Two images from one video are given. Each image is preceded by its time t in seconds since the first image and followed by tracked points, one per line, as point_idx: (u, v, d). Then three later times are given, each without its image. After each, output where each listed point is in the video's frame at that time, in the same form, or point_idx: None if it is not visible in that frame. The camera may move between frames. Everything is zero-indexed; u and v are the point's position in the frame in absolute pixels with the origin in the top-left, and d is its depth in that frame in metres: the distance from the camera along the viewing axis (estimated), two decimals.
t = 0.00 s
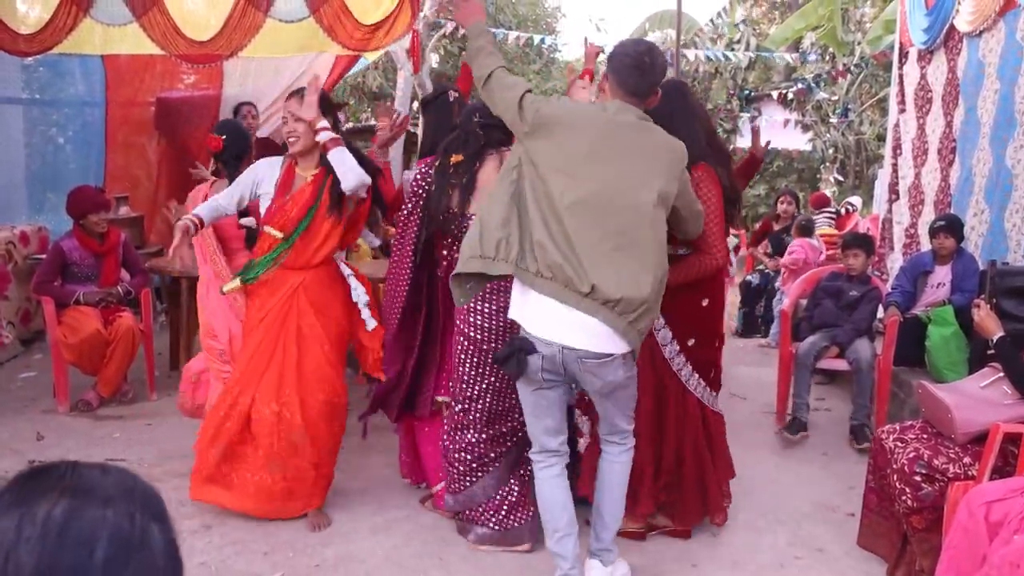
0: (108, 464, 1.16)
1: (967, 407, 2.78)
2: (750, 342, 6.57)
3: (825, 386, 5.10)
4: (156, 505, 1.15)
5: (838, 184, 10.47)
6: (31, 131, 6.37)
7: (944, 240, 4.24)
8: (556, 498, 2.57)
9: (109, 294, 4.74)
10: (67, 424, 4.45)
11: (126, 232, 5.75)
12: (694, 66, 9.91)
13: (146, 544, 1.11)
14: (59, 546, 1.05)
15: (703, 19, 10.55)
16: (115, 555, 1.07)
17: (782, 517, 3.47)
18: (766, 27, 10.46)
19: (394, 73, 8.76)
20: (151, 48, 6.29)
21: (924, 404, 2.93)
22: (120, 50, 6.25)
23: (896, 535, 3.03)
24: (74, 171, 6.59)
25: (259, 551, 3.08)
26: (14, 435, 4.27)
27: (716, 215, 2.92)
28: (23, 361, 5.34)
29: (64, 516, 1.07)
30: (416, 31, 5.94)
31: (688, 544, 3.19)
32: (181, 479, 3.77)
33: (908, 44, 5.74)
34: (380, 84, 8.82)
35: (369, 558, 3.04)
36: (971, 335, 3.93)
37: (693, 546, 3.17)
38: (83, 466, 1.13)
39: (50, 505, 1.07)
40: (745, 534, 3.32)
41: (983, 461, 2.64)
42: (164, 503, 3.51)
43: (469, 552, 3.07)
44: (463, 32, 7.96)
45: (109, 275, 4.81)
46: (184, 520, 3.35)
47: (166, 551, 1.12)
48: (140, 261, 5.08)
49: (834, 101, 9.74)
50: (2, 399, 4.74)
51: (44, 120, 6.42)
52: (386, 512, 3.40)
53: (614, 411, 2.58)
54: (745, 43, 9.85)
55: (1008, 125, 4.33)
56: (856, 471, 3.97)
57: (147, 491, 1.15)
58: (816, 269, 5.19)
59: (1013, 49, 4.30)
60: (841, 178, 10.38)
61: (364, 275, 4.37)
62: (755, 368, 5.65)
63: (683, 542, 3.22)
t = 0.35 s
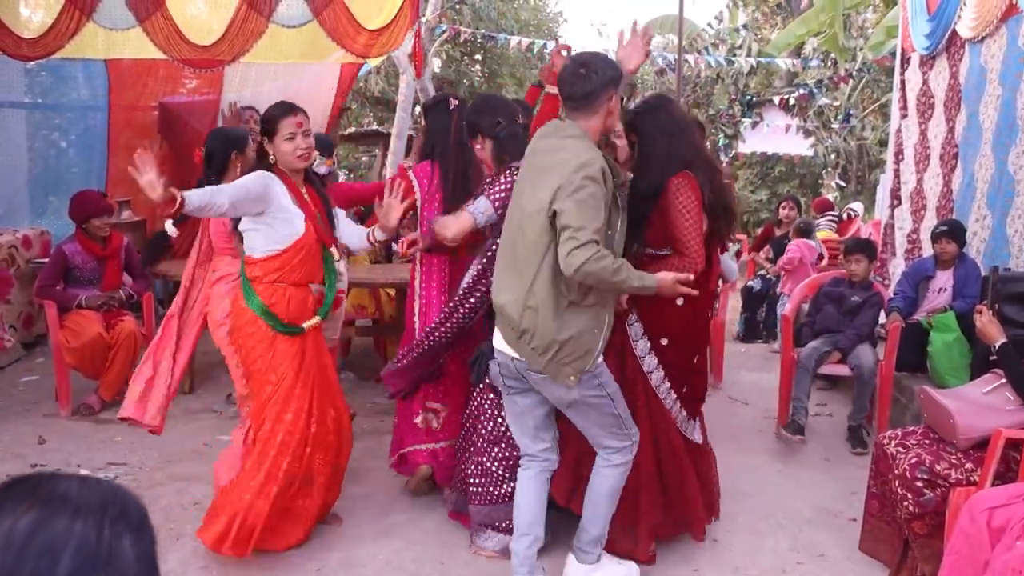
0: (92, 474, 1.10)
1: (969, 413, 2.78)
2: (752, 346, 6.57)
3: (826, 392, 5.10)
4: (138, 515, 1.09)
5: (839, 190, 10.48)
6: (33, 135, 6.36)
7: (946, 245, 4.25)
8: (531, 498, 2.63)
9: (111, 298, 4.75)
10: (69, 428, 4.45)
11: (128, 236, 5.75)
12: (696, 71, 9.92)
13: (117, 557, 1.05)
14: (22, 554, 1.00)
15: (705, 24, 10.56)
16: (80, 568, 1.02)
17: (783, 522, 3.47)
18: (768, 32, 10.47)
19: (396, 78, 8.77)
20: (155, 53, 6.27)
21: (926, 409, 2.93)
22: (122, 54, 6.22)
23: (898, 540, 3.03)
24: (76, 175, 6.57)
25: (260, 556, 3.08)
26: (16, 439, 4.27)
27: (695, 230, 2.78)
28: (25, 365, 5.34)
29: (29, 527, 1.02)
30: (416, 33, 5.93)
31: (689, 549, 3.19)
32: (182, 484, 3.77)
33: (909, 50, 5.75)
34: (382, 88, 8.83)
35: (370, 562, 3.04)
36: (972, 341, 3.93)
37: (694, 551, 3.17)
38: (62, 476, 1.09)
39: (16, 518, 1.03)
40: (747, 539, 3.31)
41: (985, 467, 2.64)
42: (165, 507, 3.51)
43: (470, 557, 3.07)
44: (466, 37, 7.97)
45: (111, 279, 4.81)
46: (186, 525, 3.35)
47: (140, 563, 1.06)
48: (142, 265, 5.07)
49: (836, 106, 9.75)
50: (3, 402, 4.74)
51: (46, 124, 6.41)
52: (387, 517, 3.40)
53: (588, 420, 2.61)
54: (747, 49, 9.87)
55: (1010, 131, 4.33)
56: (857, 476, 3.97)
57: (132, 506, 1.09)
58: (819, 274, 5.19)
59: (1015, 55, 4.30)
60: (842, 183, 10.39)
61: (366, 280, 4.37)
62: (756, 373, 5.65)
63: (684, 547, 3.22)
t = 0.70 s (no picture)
0: (82, 485, 1.16)
1: (971, 416, 2.78)
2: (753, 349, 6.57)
3: (829, 394, 5.09)
4: (128, 528, 1.15)
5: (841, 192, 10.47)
6: (37, 137, 6.35)
7: (945, 246, 4.25)
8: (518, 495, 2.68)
9: (114, 300, 4.76)
10: (71, 429, 4.46)
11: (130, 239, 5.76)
12: (697, 74, 9.91)
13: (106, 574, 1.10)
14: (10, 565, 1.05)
15: (706, 26, 10.56)
16: None
17: (784, 524, 3.48)
18: (770, 34, 10.46)
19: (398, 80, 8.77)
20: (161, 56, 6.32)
21: (929, 412, 2.94)
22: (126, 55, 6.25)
23: (899, 542, 3.03)
24: (77, 177, 6.56)
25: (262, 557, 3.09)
26: (18, 440, 4.28)
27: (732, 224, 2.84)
28: (26, 367, 5.35)
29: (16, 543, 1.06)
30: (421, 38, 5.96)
31: (691, 552, 3.19)
32: (184, 485, 3.78)
33: (911, 52, 5.74)
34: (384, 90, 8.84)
35: (372, 563, 3.05)
36: (974, 343, 3.94)
37: (696, 553, 3.18)
38: (53, 489, 1.13)
39: (5, 531, 1.07)
40: (747, 541, 3.32)
41: (987, 470, 2.64)
42: (167, 509, 3.52)
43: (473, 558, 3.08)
44: (468, 39, 7.97)
45: (113, 281, 4.81)
46: (188, 526, 3.36)
47: None
48: (144, 267, 5.07)
49: (838, 109, 9.75)
50: (5, 404, 4.75)
51: (49, 125, 6.40)
52: (389, 518, 3.41)
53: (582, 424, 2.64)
54: (748, 52, 9.87)
55: (1012, 133, 4.33)
56: (859, 479, 3.97)
57: (124, 514, 1.15)
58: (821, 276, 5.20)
59: (1017, 57, 4.30)
60: (844, 185, 10.38)
61: (367, 282, 4.38)
62: (759, 375, 5.65)
63: (686, 550, 3.22)
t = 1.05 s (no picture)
0: (90, 492, 1.18)
1: (974, 416, 2.78)
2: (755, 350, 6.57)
3: (831, 395, 5.09)
4: (135, 535, 1.17)
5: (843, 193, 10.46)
6: (37, 140, 6.39)
7: (946, 246, 4.25)
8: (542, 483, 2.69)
9: (116, 303, 4.76)
10: (73, 431, 4.46)
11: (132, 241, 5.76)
12: (699, 75, 9.92)
13: None
14: (14, 573, 1.06)
15: (708, 27, 10.56)
16: None
17: (786, 525, 3.47)
18: (771, 35, 10.45)
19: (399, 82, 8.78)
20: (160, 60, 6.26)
21: (931, 412, 2.93)
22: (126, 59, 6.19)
23: (901, 543, 3.03)
24: (80, 180, 6.60)
25: (265, 558, 3.09)
26: (20, 443, 4.29)
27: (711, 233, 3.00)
28: (29, 369, 5.36)
29: (19, 550, 1.07)
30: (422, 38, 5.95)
31: (694, 553, 3.19)
32: (186, 488, 3.78)
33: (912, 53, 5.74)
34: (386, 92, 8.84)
35: (374, 565, 3.05)
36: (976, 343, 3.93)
37: (698, 554, 3.18)
38: (61, 495, 1.15)
39: (8, 540, 1.08)
40: (748, 542, 3.31)
41: (990, 470, 2.64)
42: (169, 511, 3.53)
43: (475, 559, 3.08)
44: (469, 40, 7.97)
45: (115, 284, 4.81)
46: (190, 528, 3.36)
47: None
48: (145, 270, 5.06)
49: (840, 110, 9.75)
50: (7, 407, 4.75)
51: (50, 129, 6.44)
52: (391, 520, 3.41)
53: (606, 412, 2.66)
54: (749, 53, 9.87)
55: (1014, 133, 4.33)
56: (862, 479, 3.97)
57: (130, 520, 1.17)
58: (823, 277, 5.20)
59: (1018, 58, 4.30)
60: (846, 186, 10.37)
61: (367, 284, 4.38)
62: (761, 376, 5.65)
63: (688, 551, 3.21)
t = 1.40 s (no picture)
0: (93, 496, 1.18)
1: (973, 415, 2.77)
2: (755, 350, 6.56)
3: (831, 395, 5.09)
4: (137, 542, 1.17)
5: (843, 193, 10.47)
6: (37, 139, 6.35)
7: (945, 246, 4.25)
8: (570, 490, 2.57)
9: (115, 304, 4.73)
10: (73, 432, 4.46)
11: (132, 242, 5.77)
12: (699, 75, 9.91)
13: None
14: None
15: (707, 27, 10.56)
16: None
17: (786, 524, 3.47)
18: (771, 35, 10.46)
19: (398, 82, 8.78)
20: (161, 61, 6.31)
21: (930, 411, 2.93)
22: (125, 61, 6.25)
23: (901, 542, 3.02)
24: (79, 180, 6.52)
25: (265, 559, 3.09)
26: (20, 443, 4.29)
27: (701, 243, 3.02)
28: (28, 370, 5.36)
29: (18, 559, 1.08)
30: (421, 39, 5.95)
31: (694, 553, 3.19)
32: (185, 488, 3.78)
33: (912, 53, 5.73)
34: (386, 92, 8.85)
35: (374, 565, 3.05)
36: (976, 342, 3.93)
37: (698, 554, 3.18)
38: (63, 500, 1.15)
39: (6, 546, 1.09)
40: (748, 541, 3.31)
41: (988, 469, 2.63)
42: (169, 511, 3.53)
43: (474, 559, 3.07)
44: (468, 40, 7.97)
45: (115, 285, 4.81)
46: (189, 528, 3.36)
47: None
48: (145, 270, 5.06)
49: (840, 110, 9.74)
50: (7, 408, 4.75)
51: (49, 129, 6.39)
52: (391, 520, 3.41)
53: (627, 411, 2.62)
54: (750, 53, 9.87)
55: (1013, 132, 4.32)
56: (862, 479, 3.96)
57: (131, 526, 1.16)
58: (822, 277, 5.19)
59: (1018, 58, 4.29)
60: (846, 186, 10.38)
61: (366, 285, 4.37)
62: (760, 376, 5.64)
63: (686, 551, 3.21)
